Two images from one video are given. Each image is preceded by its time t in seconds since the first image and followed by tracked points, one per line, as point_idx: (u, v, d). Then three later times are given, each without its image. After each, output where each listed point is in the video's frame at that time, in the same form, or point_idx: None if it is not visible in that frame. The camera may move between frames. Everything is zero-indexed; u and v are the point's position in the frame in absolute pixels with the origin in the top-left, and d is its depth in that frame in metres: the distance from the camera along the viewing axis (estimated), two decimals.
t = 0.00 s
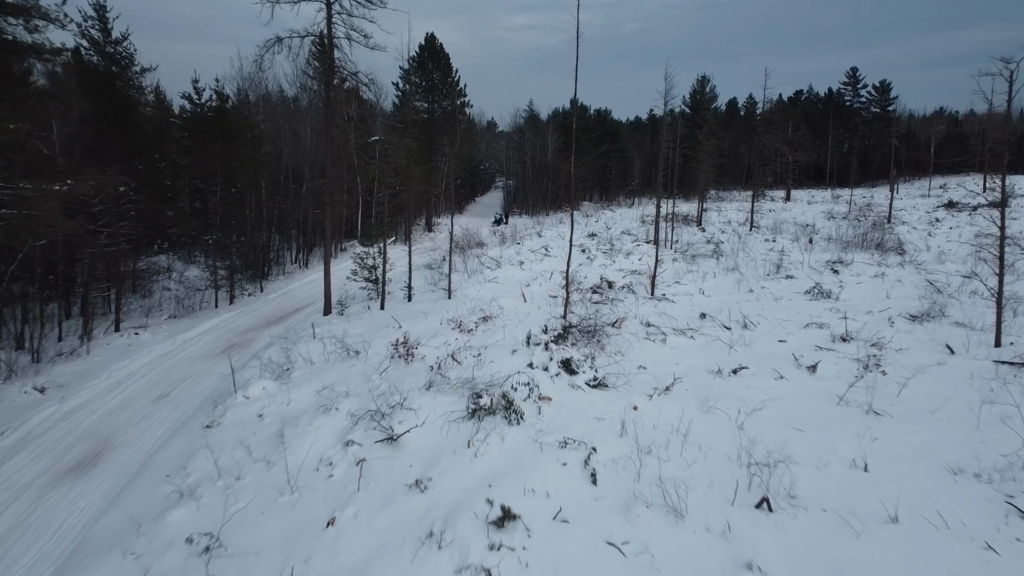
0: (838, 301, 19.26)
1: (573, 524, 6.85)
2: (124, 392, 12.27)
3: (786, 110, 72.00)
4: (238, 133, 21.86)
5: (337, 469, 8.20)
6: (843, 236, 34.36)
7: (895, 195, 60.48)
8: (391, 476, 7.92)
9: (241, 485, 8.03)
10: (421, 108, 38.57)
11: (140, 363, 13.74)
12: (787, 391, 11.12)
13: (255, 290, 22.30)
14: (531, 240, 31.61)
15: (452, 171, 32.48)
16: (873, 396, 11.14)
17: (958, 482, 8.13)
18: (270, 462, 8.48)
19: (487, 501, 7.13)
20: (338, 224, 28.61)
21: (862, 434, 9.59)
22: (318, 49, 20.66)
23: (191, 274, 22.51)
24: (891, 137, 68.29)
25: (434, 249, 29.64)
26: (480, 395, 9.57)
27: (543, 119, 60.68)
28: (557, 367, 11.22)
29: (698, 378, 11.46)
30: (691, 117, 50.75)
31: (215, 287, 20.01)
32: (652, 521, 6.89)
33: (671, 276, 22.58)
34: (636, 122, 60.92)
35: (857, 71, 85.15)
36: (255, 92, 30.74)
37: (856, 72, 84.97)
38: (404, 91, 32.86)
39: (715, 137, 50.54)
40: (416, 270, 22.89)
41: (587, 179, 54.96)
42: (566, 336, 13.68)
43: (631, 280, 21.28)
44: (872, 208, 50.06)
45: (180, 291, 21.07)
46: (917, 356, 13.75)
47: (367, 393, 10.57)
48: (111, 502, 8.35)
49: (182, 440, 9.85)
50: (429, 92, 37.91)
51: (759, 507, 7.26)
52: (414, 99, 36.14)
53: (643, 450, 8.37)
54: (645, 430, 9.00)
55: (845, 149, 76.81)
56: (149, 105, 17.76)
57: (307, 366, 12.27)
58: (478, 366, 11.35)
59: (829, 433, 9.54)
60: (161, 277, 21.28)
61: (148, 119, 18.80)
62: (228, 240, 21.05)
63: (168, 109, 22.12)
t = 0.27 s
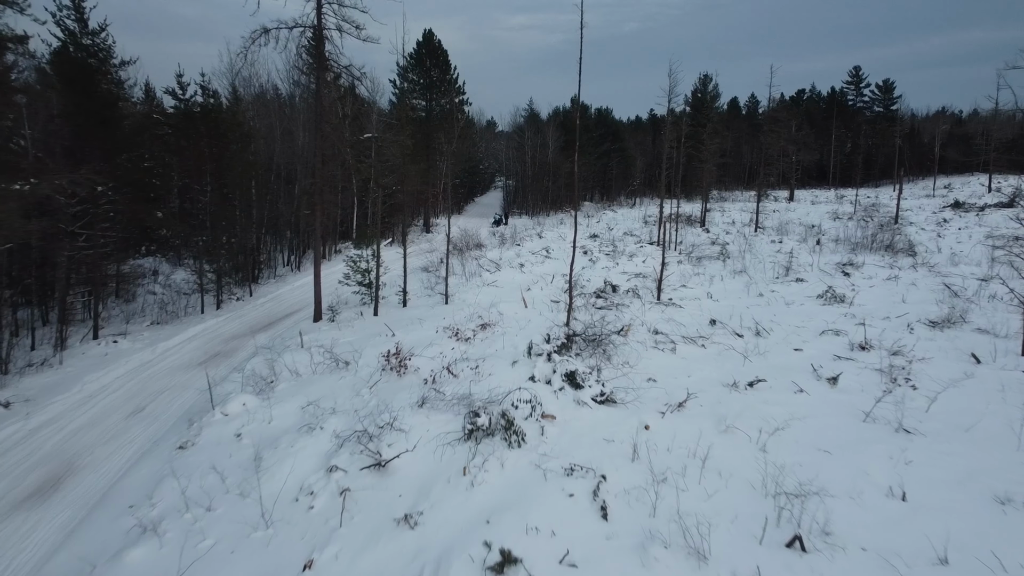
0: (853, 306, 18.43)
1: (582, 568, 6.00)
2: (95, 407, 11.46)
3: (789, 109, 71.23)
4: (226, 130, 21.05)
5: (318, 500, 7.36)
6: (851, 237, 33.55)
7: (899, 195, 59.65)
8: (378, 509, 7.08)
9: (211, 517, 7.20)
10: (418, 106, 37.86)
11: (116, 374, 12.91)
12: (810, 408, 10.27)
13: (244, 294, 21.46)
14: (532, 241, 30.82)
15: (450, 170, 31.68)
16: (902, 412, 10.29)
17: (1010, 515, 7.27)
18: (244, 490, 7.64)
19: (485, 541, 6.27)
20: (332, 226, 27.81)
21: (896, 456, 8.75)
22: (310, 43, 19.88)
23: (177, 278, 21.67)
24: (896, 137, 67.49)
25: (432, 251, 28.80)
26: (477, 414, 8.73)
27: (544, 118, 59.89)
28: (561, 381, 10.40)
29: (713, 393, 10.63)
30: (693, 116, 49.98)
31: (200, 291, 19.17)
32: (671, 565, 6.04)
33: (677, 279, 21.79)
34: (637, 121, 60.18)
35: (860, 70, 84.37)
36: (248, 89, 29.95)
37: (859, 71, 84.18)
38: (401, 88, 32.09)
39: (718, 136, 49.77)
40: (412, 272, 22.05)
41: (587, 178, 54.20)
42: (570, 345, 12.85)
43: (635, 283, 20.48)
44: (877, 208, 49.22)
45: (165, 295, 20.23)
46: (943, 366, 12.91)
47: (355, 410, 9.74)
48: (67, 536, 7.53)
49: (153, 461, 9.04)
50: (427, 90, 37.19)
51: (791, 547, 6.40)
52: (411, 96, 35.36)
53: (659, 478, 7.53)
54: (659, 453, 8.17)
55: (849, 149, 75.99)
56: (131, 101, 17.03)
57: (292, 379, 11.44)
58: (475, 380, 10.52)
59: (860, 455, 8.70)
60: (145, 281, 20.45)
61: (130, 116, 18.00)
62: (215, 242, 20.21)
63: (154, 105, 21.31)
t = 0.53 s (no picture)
0: (869, 311, 17.62)
1: None
2: (64, 422, 10.65)
3: (792, 108, 70.44)
4: (213, 128, 20.25)
5: (296, 537, 6.54)
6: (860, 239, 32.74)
7: (905, 195, 58.79)
8: (363, 550, 6.26)
9: (175, 556, 6.38)
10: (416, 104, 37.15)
11: (90, 386, 12.08)
12: (838, 427, 9.45)
13: (233, 299, 20.61)
14: (533, 243, 30.02)
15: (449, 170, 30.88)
16: (938, 431, 9.46)
17: None
18: (214, 526, 6.81)
19: None
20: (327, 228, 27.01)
21: (937, 483, 7.92)
22: (302, 37, 19.10)
23: (163, 281, 20.84)
24: (900, 136, 66.63)
25: (430, 253, 27.94)
26: (475, 436, 7.90)
27: (544, 117, 59.10)
28: (566, 398, 9.58)
29: (730, 410, 9.82)
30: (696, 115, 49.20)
31: (186, 295, 18.33)
32: None
33: (683, 282, 20.99)
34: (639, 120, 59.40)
35: (864, 69, 83.52)
36: (240, 87, 29.14)
37: (863, 70, 83.31)
38: (399, 86, 31.31)
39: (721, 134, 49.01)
40: (408, 275, 21.20)
41: (588, 178, 53.40)
42: (574, 356, 12.02)
43: (641, 287, 19.68)
44: (884, 209, 48.37)
45: (149, 299, 19.40)
46: (974, 377, 12.08)
47: (343, 430, 8.93)
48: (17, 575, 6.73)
49: (120, 486, 8.25)
50: (425, 87, 36.45)
51: None
52: (409, 94, 34.58)
53: (680, 513, 6.71)
54: (677, 482, 7.35)
55: (852, 149, 75.12)
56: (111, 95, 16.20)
57: (275, 394, 10.61)
58: (473, 396, 9.69)
59: (898, 483, 7.87)
60: (129, 284, 19.61)
61: (111, 111, 17.23)
62: (203, 244, 19.37)
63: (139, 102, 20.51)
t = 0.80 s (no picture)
0: (888, 317, 16.80)
1: None
2: (30, 442, 9.85)
3: (796, 108, 69.66)
4: (196, 125, 19.45)
5: None
6: (869, 240, 31.95)
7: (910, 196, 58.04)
8: None
9: None
10: (414, 103, 36.46)
11: (64, 401, 11.29)
12: (873, 450, 8.62)
13: (222, 304, 19.80)
14: (534, 245, 29.23)
15: (448, 170, 30.09)
16: (982, 453, 8.64)
17: None
18: (179, 572, 5.98)
19: None
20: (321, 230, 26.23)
21: (991, 515, 7.08)
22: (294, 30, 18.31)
23: (150, 285, 20.03)
24: (905, 135, 65.85)
25: (429, 255, 27.14)
26: (475, 465, 7.10)
27: (545, 117, 58.32)
28: (576, 417, 8.77)
29: (753, 431, 9.01)
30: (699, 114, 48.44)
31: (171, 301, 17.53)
32: None
33: (692, 286, 20.20)
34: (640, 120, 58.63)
35: (867, 69, 82.75)
36: (232, 86, 28.37)
37: (866, 70, 82.56)
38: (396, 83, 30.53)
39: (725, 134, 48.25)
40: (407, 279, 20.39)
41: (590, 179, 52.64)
42: (581, 368, 11.20)
43: (648, 292, 18.89)
44: (890, 209, 47.58)
45: (134, 305, 18.60)
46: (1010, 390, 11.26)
47: (330, 454, 8.11)
48: None
49: (82, 517, 7.44)
50: (423, 86, 35.73)
51: None
52: (407, 92, 33.81)
53: (710, 557, 5.88)
54: (704, 519, 6.53)
55: (856, 149, 74.33)
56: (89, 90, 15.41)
57: (259, 411, 9.82)
58: (473, 414, 8.87)
59: (948, 515, 7.05)
60: (113, 289, 18.80)
61: (90, 107, 16.44)
62: (187, 247, 18.59)
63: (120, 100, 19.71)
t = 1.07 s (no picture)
0: (910, 323, 16.02)
1: None
2: None
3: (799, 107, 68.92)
4: (183, 122, 18.67)
5: None
6: (879, 241, 31.18)
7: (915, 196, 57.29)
8: None
9: None
10: (413, 101, 35.70)
11: (36, 416, 10.49)
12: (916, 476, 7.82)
13: (211, 309, 19.00)
14: (536, 246, 28.46)
15: (448, 169, 29.32)
16: None
17: None
18: None
19: None
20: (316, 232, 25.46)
21: None
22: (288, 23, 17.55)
23: (137, 289, 19.24)
24: (910, 135, 65.07)
25: (428, 257, 26.35)
26: (479, 499, 6.31)
27: (546, 116, 57.56)
28: (588, 440, 7.99)
29: (783, 455, 8.21)
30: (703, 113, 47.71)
31: (157, 306, 16.72)
32: None
33: (701, 290, 19.43)
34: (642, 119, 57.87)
35: (871, 68, 82.00)
36: (226, 83, 27.60)
37: (870, 70, 81.82)
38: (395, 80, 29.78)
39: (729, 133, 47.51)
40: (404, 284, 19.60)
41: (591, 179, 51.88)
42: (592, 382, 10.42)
43: (656, 296, 18.13)
44: (897, 210, 46.77)
45: (118, 310, 17.80)
46: None
47: (318, 483, 7.32)
48: None
49: (39, 554, 6.65)
50: (422, 83, 34.99)
51: None
52: (406, 90, 33.08)
53: None
54: (740, 564, 5.72)
55: (860, 149, 73.56)
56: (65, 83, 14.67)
57: (243, 430, 9.03)
58: (476, 437, 8.09)
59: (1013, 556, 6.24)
60: (97, 293, 18.00)
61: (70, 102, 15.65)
62: (173, 249, 17.81)
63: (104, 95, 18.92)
